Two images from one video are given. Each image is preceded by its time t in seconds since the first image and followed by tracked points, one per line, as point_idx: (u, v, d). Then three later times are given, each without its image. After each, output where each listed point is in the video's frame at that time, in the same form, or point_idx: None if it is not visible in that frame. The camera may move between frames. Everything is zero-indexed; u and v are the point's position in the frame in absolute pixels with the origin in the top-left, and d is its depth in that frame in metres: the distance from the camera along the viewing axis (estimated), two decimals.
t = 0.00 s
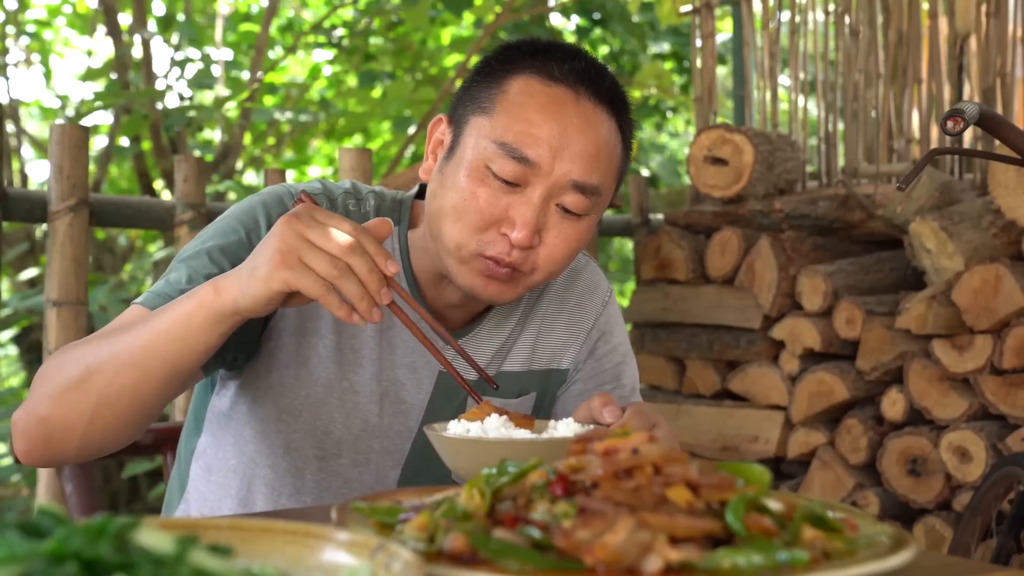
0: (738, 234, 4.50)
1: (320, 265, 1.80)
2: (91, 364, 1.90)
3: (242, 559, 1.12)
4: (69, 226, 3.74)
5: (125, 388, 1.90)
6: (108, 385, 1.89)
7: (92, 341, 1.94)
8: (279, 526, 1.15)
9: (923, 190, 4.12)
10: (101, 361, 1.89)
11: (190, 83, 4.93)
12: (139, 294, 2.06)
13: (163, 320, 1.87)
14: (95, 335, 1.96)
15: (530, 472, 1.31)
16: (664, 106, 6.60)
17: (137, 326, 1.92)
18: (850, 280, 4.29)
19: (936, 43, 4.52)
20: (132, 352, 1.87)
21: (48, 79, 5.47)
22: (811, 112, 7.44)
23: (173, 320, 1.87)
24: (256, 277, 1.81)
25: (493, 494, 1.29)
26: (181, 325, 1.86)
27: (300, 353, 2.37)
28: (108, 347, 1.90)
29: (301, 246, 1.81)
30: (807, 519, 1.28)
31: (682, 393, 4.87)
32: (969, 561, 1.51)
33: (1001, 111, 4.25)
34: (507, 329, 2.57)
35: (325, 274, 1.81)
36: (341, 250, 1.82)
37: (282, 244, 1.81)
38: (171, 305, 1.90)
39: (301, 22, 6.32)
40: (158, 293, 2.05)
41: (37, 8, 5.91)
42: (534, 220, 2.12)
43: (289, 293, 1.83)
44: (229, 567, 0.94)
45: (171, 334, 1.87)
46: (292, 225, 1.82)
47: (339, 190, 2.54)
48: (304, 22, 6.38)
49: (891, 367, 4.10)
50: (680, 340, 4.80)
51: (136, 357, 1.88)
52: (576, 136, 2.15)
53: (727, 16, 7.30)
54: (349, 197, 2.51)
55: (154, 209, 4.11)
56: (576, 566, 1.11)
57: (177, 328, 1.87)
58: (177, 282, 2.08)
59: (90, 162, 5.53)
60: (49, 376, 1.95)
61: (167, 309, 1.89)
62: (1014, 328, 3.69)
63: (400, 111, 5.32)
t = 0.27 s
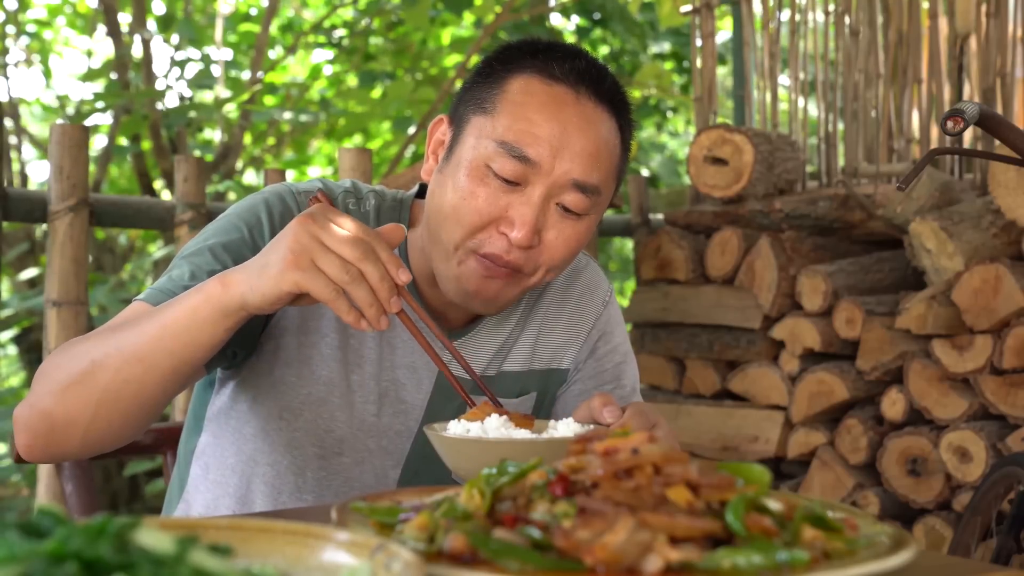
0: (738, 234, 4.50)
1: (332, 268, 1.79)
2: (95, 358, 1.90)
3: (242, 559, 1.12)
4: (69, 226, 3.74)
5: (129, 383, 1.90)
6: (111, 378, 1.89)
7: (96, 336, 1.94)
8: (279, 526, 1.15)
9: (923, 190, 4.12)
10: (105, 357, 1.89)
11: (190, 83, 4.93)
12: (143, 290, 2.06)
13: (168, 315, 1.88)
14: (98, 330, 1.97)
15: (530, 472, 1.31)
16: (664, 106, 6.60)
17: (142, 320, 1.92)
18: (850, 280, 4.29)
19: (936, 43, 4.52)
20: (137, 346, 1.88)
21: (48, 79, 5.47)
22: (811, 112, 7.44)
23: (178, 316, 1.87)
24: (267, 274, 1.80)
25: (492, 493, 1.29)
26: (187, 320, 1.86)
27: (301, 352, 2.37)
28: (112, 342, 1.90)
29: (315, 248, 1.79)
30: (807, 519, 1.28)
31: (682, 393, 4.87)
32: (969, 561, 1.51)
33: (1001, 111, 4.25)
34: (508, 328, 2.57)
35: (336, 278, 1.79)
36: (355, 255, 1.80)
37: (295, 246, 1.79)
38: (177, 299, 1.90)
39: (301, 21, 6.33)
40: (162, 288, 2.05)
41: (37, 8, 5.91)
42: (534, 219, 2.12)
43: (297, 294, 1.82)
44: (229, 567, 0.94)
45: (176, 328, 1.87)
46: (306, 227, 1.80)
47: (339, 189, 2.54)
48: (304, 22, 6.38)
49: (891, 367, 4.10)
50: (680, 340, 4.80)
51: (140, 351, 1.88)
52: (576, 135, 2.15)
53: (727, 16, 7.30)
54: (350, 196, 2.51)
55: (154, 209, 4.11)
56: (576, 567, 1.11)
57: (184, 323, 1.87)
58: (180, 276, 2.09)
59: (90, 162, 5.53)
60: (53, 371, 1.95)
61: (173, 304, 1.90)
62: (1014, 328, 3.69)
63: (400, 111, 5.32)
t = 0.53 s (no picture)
0: (738, 234, 4.50)
1: (332, 279, 1.78)
2: (97, 363, 1.90)
3: (242, 559, 1.12)
4: (69, 226, 3.74)
5: (131, 387, 1.90)
6: (113, 385, 1.89)
7: (96, 342, 1.94)
8: (279, 526, 1.15)
9: (923, 191, 4.12)
10: (107, 362, 1.89)
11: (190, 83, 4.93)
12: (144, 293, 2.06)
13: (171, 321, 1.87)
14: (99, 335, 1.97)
15: (530, 472, 1.31)
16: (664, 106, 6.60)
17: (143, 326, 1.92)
18: (850, 280, 4.29)
19: (936, 43, 4.52)
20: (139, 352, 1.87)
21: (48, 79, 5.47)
22: (811, 112, 7.44)
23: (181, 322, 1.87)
24: (267, 283, 1.80)
25: (492, 493, 1.29)
26: (189, 327, 1.86)
27: (301, 352, 2.37)
28: (114, 348, 1.90)
29: (316, 257, 1.79)
30: (807, 519, 1.28)
31: (682, 393, 4.87)
32: (969, 561, 1.51)
33: (1001, 111, 4.25)
34: (508, 328, 2.56)
35: (337, 288, 1.78)
36: (356, 265, 1.79)
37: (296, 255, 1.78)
38: (178, 307, 1.90)
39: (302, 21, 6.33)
40: (163, 291, 2.05)
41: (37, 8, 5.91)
42: (534, 218, 2.12)
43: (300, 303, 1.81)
44: (229, 567, 0.94)
45: (177, 334, 1.87)
46: (307, 237, 1.80)
47: (340, 189, 2.54)
48: (305, 22, 6.38)
49: (891, 367, 4.10)
50: (680, 341, 4.80)
51: (141, 358, 1.88)
52: (575, 133, 2.15)
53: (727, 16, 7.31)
54: (350, 196, 2.51)
55: (154, 209, 4.11)
56: (576, 567, 1.11)
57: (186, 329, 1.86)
58: (181, 278, 2.08)
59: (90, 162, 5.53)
60: (56, 375, 1.96)
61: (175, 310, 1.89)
62: (1014, 328, 3.69)
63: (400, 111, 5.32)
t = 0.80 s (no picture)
0: (738, 234, 4.50)
1: (332, 275, 1.79)
2: (103, 380, 1.89)
3: (242, 559, 1.12)
4: (69, 226, 3.74)
5: (138, 403, 1.89)
6: (122, 401, 1.89)
7: (102, 357, 1.93)
8: (279, 526, 1.15)
9: (923, 191, 4.12)
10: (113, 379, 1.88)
11: (189, 83, 4.93)
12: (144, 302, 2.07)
13: (176, 338, 1.86)
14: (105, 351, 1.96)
15: (529, 471, 1.31)
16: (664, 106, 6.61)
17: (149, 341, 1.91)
18: (850, 280, 4.29)
19: (936, 43, 4.52)
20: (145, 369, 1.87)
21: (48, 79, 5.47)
22: (811, 112, 7.44)
23: (186, 340, 1.86)
24: (269, 286, 1.80)
25: (492, 493, 1.29)
26: (194, 344, 1.85)
27: (301, 355, 2.36)
28: (121, 364, 1.89)
29: (316, 254, 1.80)
30: (807, 519, 1.28)
31: (682, 393, 4.87)
32: (969, 561, 1.51)
33: (1001, 111, 4.25)
34: (508, 328, 2.57)
35: (336, 284, 1.79)
36: (355, 263, 1.81)
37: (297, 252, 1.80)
38: (186, 323, 1.89)
39: (301, 21, 6.33)
40: (164, 299, 2.05)
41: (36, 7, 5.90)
42: (532, 219, 2.12)
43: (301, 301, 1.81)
44: (229, 567, 0.94)
45: (184, 350, 1.86)
46: (309, 235, 1.81)
47: (339, 190, 2.54)
48: (305, 22, 6.38)
49: (891, 367, 4.10)
50: (680, 341, 4.79)
51: (148, 374, 1.87)
52: (574, 134, 2.15)
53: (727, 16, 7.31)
54: (349, 197, 2.51)
55: (154, 210, 4.11)
56: (576, 567, 1.11)
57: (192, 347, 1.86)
58: (181, 286, 2.09)
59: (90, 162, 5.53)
60: (62, 391, 1.95)
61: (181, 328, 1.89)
62: (1014, 328, 3.69)
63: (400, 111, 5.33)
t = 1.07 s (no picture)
0: (738, 234, 4.50)
1: (312, 277, 1.78)
2: (108, 402, 1.89)
3: (242, 559, 1.12)
4: (69, 226, 3.74)
5: (145, 421, 1.89)
6: (130, 423, 1.89)
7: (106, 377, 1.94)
8: (279, 526, 1.15)
9: (923, 191, 4.12)
10: (118, 399, 1.89)
11: (190, 83, 4.93)
12: (145, 316, 2.08)
13: (179, 356, 1.86)
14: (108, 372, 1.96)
15: (530, 472, 1.31)
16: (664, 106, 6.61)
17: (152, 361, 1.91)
18: (850, 280, 4.29)
19: (936, 43, 4.52)
20: (151, 388, 1.87)
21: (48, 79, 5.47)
22: (811, 111, 7.45)
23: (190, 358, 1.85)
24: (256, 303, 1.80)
25: (492, 493, 1.29)
26: (198, 363, 1.85)
27: (300, 357, 2.35)
28: (126, 383, 1.89)
29: (292, 260, 1.80)
30: (807, 519, 1.28)
31: (682, 393, 4.87)
32: (969, 561, 1.51)
33: (1002, 111, 4.25)
34: (508, 328, 2.56)
35: (317, 284, 1.78)
36: (331, 259, 1.80)
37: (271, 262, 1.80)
38: (188, 342, 1.89)
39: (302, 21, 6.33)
40: (165, 312, 2.07)
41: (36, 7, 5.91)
42: (531, 220, 2.12)
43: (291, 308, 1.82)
44: (229, 567, 0.94)
45: (187, 370, 1.86)
46: (281, 242, 1.81)
47: (338, 192, 2.54)
48: (305, 22, 6.38)
49: (891, 367, 4.10)
50: (680, 340, 4.79)
51: (153, 395, 1.88)
52: (574, 135, 2.15)
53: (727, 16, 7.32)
54: (348, 199, 2.51)
55: (154, 210, 4.11)
56: (576, 566, 1.11)
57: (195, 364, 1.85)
58: (181, 297, 2.10)
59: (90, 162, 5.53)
60: (68, 414, 1.95)
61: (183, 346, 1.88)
62: (1014, 328, 3.69)
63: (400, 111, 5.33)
